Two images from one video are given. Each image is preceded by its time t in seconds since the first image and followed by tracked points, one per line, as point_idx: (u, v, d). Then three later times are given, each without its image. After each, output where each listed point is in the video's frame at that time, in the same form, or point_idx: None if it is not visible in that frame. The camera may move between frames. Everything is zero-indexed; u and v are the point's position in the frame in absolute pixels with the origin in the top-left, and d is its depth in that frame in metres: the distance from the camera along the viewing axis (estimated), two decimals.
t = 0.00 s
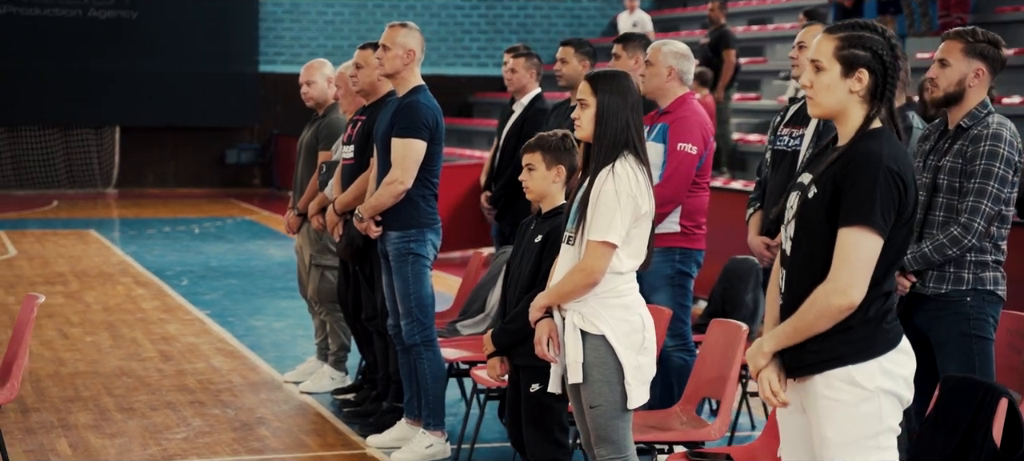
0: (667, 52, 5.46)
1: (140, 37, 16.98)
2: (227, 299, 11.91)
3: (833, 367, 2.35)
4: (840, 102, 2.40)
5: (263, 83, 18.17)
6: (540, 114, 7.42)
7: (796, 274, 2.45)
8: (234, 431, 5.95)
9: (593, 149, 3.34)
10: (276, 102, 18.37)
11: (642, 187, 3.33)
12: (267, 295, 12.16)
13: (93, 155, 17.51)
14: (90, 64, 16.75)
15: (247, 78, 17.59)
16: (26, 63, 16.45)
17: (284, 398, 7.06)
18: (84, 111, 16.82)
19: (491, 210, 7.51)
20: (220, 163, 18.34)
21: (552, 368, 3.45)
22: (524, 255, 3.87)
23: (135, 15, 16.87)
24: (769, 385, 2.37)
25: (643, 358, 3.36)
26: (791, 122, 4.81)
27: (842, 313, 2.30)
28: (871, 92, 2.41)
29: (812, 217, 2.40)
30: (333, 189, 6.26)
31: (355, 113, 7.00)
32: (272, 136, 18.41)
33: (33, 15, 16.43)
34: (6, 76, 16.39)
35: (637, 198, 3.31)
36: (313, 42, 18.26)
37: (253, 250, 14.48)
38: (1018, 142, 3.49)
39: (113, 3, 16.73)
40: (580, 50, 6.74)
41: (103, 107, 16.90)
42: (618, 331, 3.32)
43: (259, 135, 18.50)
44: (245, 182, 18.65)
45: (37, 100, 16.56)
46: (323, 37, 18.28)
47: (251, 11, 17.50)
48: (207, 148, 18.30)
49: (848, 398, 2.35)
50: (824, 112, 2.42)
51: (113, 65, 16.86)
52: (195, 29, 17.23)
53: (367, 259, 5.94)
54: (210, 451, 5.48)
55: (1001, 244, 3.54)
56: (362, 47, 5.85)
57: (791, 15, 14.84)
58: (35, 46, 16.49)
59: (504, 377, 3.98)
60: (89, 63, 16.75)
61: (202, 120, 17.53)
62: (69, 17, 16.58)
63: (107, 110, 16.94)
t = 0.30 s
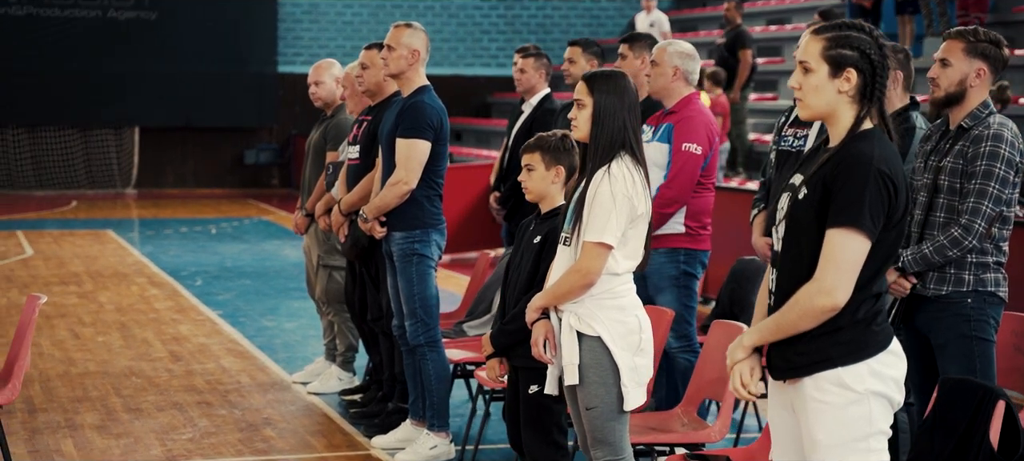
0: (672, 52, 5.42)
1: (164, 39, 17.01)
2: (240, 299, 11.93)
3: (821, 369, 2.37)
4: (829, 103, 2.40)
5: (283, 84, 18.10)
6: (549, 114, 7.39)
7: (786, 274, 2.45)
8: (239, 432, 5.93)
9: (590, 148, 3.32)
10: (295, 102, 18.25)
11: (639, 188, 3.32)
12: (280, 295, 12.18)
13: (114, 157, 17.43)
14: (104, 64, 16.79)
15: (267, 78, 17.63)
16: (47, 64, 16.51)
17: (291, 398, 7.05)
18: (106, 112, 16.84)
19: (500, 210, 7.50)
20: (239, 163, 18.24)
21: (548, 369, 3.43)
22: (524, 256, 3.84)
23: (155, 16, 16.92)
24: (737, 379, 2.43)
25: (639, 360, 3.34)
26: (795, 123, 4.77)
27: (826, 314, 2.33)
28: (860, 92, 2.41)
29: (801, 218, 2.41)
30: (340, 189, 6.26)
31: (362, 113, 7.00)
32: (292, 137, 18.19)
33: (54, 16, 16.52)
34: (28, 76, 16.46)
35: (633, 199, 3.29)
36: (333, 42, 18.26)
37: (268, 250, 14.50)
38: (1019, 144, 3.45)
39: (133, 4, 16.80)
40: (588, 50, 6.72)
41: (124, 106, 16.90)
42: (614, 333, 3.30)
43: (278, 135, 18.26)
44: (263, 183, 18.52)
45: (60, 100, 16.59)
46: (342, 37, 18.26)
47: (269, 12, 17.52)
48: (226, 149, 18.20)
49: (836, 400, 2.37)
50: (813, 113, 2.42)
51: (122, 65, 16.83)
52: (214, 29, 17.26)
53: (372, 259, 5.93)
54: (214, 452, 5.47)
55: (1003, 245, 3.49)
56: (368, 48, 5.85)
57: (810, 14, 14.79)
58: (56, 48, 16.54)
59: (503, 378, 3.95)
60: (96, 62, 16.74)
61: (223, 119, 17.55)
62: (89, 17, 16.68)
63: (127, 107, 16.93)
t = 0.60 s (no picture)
0: (678, 52, 5.39)
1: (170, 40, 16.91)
2: (255, 300, 11.97)
3: (807, 373, 2.38)
4: (816, 104, 2.41)
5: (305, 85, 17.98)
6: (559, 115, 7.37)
7: (773, 277, 2.46)
8: (246, 433, 5.93)
9: (586, 149, 3.31)
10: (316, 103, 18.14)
11: (634, 189, 3.30)
12: (295, 296, 12.21)
13: (135, 158, 17.49)
14: (109, 63, 16.67)
15: (279, 79, 17.46)
16: (46, 65, 16.34)
17: (300, 400, 7.06)
18: (105, 111, 16.69)
19: (510, 211, 7.49)
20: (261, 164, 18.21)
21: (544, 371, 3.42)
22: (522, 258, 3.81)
23: (176, 17, 16.91)
24: (739, 392, 2.39)
25: (635, 362, 3.33)
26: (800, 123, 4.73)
27: (813, 318, 2.32)
28: (847, 93, 2.42)
29: (787, 219, 2.41)
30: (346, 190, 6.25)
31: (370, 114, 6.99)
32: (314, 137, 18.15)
33: (76, 17, 16.51)
34: (26, 77, 16.32)
35: (628, 200, 3.27)
36: (354, 42, 18.24)
37: (286, 252, 14.51)
38: (1019, 145, 3.43)
39: (155, 5, 16.80)
40: (597, 50, 6.68)
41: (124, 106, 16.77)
42: (610, 335, 3.29)
43: (300, 136, 18.20)
44: (286, 183, 18.47)
45: (59, 101, 16.43)
46: (363, 37, 18.26)
47: (290, 13, 17.45)
48: (247, 151, 18.19)
49: (822, 404, 2.37)
50: (800, 116, 2.44)
51: (124, 65, 16.72)
52: (215, 29, 17.11)
53: (379, 260, 5.93)
54: (220, 453, 5.48)
55: (1002, 246, 3.49)
56: (374, 49, 5.84)
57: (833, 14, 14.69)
58: (59, 46, 16.40)
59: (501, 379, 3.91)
60: (96, 61, 16.60)
61: (229, 120, 17.39)
62: (112, 19, 16.65)
63: (132, 109, 16.82)
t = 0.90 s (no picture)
0: (685, 52, 5.36)
1: (179, 41, 16.71)
2: (270, 300, 12.00)
3: (797, 376, 2.36)
4: (806, 104, 2.39)
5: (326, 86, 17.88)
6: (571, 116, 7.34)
7: (764, 279, 2.44)
8: (254, 434, 5.94)
9: (583, 150, 3.29)
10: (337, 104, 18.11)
11: (631, 190, 3.27)
12: (311, 296, 12.23)
13: (158, 157, 17.56)
14: (109, 63, 16.45)
15: (292, 79, 17.23)
16: (47, 65, 16.15)
17: (310, 400, 7.06)
18: (105, 111, 16.52)
19: (520, 211, 7.46)
20: (284, 164, 18.23)
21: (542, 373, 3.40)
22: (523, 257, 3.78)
23: (200, 17, 16.79)
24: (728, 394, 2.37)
25: (632, 364, 3.31)
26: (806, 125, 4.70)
27: (803, 320, 2.30)
28: (838, 93, 2.40)
29: (778, 221, 2.39)
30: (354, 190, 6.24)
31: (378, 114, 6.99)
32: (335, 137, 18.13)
33: (100, 17, 16.37)
34: (27, 77, 16.14)
35: (625, 201, 3.25)
36: (375, 43, 18.15)
37: (304, 253, 14.51)
38: (1021, 146, 3.41)
39: (178, 5, 16.66)
40: (606, 51, 6.66)
41: (124, 107, 16.56)
42: (607, 337, 3.28)
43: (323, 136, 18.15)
44: (308, 183, 18.45)
45: (60, 101, 16.28)
46: (384, 37, 18.15)
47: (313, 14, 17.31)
48: (271, 152, 18.23)
49: (812, 407, 2.36)
50: (790, 115, 2.42)
51: (125, 65, 16.49)
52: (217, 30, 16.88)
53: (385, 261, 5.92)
54: (226, 454, 5.50)
55: (1005, 249, 3.47)
56: (381, 49, 5.84)
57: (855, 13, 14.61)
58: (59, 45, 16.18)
59: (502, 381, 3.89)
60: (96, 60, 16.39)
61: (230, 120, 17.17)
62: (136, 19, 16.45)
63: (138, 111, 16.63)
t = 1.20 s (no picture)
0: (690, 50, 5.33)
1: (190, 41, 16.43)
2: (283, 300, 11.99)
3: (782, 376, 2.34)
4: (792, 101, 2.37)
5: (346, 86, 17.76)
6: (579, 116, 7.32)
7: (750, 278, 2.41)
8: (258, 433, 5.94)
9: (576, 149, 3.27)
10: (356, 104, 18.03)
11: (624, 189, 3.25)
12: (324, 296, 12.24)
13: (178, 155, 17.66)
14: (110, 63, 16.24)
15: (305, 79, 16.91)
16: (48, 65, 15.94)
17: (316, 399, 7.06)
18: (105, 111, 16.27)
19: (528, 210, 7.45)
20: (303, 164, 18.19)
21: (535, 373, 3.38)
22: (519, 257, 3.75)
23: (221, 17, 16.49)
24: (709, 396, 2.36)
25: (625, 364, 3.28)
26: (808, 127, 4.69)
27: (787, 320, 2.27)
28: (824, 91, 2.38)
29: (764, 220, 2.36)
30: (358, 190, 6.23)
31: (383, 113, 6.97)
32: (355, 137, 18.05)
33: (121, 18, 16.20)
34: (28, 77, 15.97)
35: (618, 200, 3.23)
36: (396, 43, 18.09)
37: (320, 253, 14.50)
38: (1019, 145, 3.43)
39: (199, 5, 16.39)
40: (613, 50, 6.62)
41: (125, 106, 16.32)
42: (599, 336, 3.25)
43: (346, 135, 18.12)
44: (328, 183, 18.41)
45: (61, 101, 16.06)
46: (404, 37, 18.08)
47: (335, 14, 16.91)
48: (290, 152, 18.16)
49: (797, 408, 2.34)
50: (777, 113, 2.40)
51: (126, 65, 16.27)
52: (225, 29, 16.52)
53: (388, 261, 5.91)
54: (229, 453, 5.50)
55: (1002, 248, 3.50)
56: (385, 48, 5.82)
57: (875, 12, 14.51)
58: (59, 45, 15.97)
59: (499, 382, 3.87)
60: (97, 60, 16.17)
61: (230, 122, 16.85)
62: (157, 19, 16.29)
63: (149, 112, 16.42)
